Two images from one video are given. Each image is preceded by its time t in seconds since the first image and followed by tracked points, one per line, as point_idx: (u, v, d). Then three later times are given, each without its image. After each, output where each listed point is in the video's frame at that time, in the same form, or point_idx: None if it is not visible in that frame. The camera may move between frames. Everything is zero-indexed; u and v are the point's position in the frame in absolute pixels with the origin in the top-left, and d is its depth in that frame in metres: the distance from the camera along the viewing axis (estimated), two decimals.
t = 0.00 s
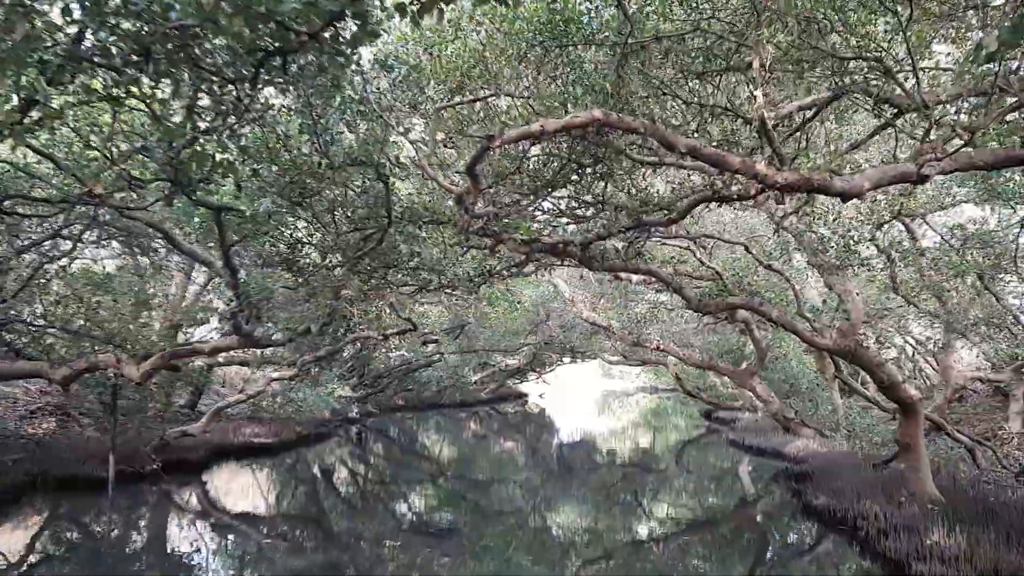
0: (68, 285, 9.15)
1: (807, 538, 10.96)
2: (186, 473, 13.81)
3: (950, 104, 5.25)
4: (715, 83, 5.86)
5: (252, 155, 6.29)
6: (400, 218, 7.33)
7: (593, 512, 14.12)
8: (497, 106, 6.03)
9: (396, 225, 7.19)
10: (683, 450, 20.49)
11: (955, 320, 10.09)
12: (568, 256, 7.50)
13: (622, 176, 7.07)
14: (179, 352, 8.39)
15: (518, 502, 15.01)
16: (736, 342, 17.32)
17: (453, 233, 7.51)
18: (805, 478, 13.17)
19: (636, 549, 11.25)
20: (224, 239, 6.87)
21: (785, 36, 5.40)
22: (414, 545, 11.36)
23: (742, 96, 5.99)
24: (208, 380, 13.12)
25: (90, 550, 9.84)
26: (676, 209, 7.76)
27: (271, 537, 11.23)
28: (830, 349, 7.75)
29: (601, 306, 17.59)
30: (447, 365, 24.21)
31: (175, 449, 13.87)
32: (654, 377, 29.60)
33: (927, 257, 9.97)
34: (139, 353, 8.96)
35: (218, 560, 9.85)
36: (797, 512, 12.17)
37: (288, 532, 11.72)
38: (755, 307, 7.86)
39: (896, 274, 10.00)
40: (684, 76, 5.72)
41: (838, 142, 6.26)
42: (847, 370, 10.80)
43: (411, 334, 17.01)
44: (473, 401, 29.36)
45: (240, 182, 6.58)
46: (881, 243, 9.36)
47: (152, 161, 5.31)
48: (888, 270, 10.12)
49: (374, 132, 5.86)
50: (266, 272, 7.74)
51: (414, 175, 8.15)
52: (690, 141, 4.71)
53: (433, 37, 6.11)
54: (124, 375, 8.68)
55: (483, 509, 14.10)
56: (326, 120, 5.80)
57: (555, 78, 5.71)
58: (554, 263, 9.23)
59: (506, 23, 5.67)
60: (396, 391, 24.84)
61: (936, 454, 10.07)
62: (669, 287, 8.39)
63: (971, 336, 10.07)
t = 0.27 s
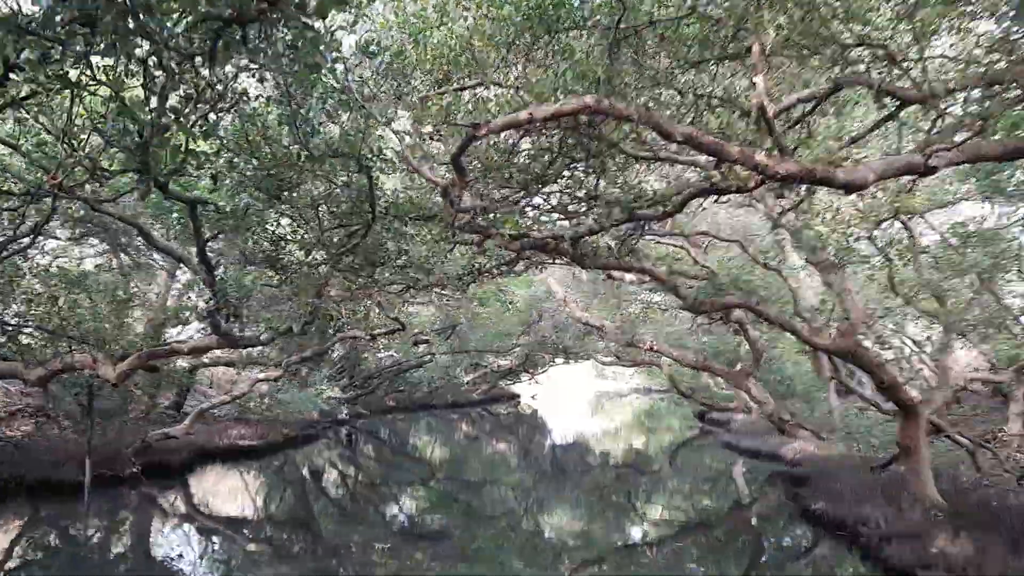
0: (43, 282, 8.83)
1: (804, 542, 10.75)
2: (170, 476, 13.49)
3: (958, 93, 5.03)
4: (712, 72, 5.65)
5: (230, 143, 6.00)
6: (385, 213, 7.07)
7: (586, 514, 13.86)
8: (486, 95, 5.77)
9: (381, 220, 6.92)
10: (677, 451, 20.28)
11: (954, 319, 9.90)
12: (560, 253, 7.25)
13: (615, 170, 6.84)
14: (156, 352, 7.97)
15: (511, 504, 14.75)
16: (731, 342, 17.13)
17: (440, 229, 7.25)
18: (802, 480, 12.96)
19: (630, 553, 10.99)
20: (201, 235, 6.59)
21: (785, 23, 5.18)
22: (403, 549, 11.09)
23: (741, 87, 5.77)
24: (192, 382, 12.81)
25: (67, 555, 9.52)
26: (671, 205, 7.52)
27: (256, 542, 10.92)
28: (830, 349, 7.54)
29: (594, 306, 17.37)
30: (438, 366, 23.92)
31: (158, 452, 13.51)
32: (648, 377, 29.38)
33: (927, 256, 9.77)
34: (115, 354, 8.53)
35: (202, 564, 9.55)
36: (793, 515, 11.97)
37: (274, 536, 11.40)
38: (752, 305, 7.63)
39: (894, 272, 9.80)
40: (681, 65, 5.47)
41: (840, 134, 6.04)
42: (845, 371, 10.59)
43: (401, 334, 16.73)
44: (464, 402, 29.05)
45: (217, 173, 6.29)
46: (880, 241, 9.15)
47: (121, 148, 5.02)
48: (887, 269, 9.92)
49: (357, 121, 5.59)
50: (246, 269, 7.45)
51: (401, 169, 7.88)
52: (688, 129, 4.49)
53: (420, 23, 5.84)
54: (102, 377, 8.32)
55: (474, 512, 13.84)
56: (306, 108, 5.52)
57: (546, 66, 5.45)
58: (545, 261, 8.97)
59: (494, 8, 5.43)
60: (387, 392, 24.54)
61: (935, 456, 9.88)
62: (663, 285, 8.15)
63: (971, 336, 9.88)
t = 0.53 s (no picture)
0: (20, 280, 8.53)
1: (805, 544, 10.53)
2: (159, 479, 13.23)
3: (969, 80, 4.84)
4: (712, 58, 5.42)
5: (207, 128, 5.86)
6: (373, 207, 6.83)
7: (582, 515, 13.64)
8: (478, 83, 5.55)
9: (369, 215, 6.69)
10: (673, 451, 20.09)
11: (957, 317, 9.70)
12: (554, 250, 7.03)
13: (609, 163, 6.64)
14: (138, 351, 7.66)
15: (506, 506, 14.53)
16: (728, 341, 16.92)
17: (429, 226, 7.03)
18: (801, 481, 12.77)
19: (626, 555, 10.76)
20: (182, 229, 6.34)
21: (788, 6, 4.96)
22: (396, 551, 10.84)
23: (741, 74, 5.55)
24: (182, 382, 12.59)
25: (49, 559, 9.25)
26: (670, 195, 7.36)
27: (245, 545, 10.68)
28: (833, 348, 7.31)
29: (590, 305, 17.15)
30: (433, 366, 23.69)
31: (144, 454, 13.23)
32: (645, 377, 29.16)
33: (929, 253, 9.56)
34: (98, 355, 8.12)
35: (191, 568, 9.31)
36: (793, 516, 11.76)
37: (265, 539, 11.15)
38: (750, 301, 7.42)
39: (896, 270, 9.59)
40: (678, 51, 5.25)
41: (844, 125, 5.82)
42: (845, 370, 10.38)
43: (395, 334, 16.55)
44: (459, 402, 28.81)
45: (197, 165, 6.03)
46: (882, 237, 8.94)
47: (92, 134, 4.76)
48: (888, 266, 9.71)
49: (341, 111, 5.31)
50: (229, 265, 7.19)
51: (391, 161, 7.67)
52: (687, 115, 4.27)
53: (407, 7, 5.61)
54: (81, 378, 7.96)
55: (469, 514, 13.62)
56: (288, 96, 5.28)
57: (539, 54, 5.23)
58: (539, 257, 8.76)
59: None
60: (381, 392, 24.27)
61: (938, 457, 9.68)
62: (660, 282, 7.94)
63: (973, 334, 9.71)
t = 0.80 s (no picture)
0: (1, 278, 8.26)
1: (809, 547, 10.28)
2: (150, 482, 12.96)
3: (988, 64, 4.60)
4: (717, 44, 5.18)
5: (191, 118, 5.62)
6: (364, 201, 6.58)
7: (581, 518, 13.39)
8: (472, 70, 5.31)
9: (359, 210, 6.44)
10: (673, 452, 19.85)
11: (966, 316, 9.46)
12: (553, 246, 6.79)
13: (609, 156, 6.41)
14: (121, 352, 7.40)
15: (504, 508, 14.28)
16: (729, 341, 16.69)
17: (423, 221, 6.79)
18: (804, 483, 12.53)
19: (626, 559, 10.51)
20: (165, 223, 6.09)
21: None
22: (391, 555, 10.59)
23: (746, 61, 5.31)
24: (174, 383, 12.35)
25: (35, 563, 8.99)
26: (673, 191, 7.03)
27: (237, 550, 10.42)
28: (841, 348, 7.05)
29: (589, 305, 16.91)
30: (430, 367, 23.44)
31: (132, 458, 12.94)
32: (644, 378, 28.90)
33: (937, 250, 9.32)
34: (81, 355, 7.81)
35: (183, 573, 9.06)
36: (796, 519, 11.51)
37: (257, 543, 10.89)
38: (755, 300, 7.17)
39: (903, 267, 9.35)
40: (682, 36, 5.01)
41: (854, 114, 5.59)
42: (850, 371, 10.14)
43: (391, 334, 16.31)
44: (457, 404, 28.56)
45: (178, 156, 5.78)
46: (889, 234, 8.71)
47: (64, 119, 4.51)
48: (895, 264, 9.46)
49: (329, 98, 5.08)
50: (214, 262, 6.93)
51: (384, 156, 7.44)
52: (691, 99, 4.06)
53: None
54: (62, 380, 7.68)
55: (467, 516, 13.37)
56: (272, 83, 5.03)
57: (536, 39, 5.00)
58: (537, 255, 8.52)
59: None
60: (377, 394, 23.99)
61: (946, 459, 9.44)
62: (662, 280, 7.68)
63: (982, 333, 9.49)
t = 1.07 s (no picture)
0: None
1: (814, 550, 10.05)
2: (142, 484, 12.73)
3: (1011, 48, 4.35)
4: (724, 29, 4.94)
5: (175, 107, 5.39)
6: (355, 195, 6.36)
7: (581, 519, 13.16)
8: (468, 56, 5.09)
9: (350, 203, 6.22)
10: (674, 454, 19.63)
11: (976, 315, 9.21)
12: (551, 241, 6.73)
13: (610, 148, 6.20)
14: (107, 352, 7.17)
15: (503, 510, 14.05)
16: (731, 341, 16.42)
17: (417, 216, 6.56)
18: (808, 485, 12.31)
19: (626, 562, 10.29)
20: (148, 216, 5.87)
21: None
22: (387, 558, 10.38)
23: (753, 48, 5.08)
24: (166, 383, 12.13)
25: (24, 566, 8.78)
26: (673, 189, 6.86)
27: (230, 553, 10.19)
28: (849, 349, 6.82)
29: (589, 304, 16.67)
30: (429, 367, 23.22)
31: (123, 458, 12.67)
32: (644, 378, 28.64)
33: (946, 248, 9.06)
34: (64, 355, 7.56)
35: None
36: (800, 522, 11.27)
37: (250, 546, 10.66)
38: (760, 299, 6.94)
39: (911, 265, 9.11)
40: (686, 19, 4.77)
41: (864, 104, 5.38)
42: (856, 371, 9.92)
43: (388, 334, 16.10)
44: (456, 404, 28.33)
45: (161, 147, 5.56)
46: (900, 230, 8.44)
47: (38, 105, 4.30)
48: (903, 262, 9.22)
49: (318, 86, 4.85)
50: (200, 258, 6.71)
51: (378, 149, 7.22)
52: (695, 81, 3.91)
53: None
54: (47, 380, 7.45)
55: (465, 518, 13.15)
56: (255, 70, 4.79)
57: (534, 22, 4.77)
58: (535, 252, 8.31)
59: None
60: (375, 394, 23.76)
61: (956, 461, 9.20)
62: (663, 278, 7.47)
63: (991, 332, 9.27)
